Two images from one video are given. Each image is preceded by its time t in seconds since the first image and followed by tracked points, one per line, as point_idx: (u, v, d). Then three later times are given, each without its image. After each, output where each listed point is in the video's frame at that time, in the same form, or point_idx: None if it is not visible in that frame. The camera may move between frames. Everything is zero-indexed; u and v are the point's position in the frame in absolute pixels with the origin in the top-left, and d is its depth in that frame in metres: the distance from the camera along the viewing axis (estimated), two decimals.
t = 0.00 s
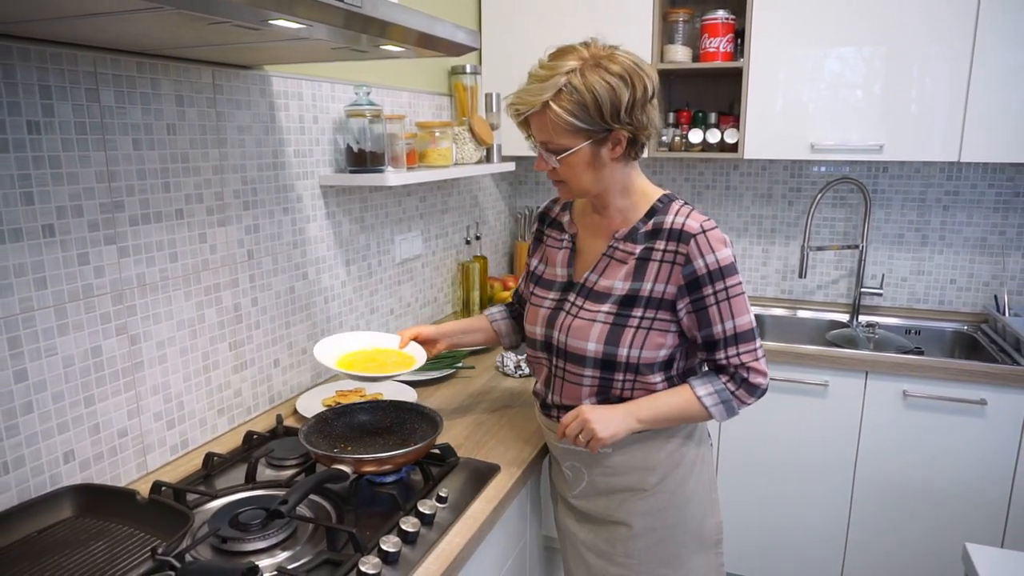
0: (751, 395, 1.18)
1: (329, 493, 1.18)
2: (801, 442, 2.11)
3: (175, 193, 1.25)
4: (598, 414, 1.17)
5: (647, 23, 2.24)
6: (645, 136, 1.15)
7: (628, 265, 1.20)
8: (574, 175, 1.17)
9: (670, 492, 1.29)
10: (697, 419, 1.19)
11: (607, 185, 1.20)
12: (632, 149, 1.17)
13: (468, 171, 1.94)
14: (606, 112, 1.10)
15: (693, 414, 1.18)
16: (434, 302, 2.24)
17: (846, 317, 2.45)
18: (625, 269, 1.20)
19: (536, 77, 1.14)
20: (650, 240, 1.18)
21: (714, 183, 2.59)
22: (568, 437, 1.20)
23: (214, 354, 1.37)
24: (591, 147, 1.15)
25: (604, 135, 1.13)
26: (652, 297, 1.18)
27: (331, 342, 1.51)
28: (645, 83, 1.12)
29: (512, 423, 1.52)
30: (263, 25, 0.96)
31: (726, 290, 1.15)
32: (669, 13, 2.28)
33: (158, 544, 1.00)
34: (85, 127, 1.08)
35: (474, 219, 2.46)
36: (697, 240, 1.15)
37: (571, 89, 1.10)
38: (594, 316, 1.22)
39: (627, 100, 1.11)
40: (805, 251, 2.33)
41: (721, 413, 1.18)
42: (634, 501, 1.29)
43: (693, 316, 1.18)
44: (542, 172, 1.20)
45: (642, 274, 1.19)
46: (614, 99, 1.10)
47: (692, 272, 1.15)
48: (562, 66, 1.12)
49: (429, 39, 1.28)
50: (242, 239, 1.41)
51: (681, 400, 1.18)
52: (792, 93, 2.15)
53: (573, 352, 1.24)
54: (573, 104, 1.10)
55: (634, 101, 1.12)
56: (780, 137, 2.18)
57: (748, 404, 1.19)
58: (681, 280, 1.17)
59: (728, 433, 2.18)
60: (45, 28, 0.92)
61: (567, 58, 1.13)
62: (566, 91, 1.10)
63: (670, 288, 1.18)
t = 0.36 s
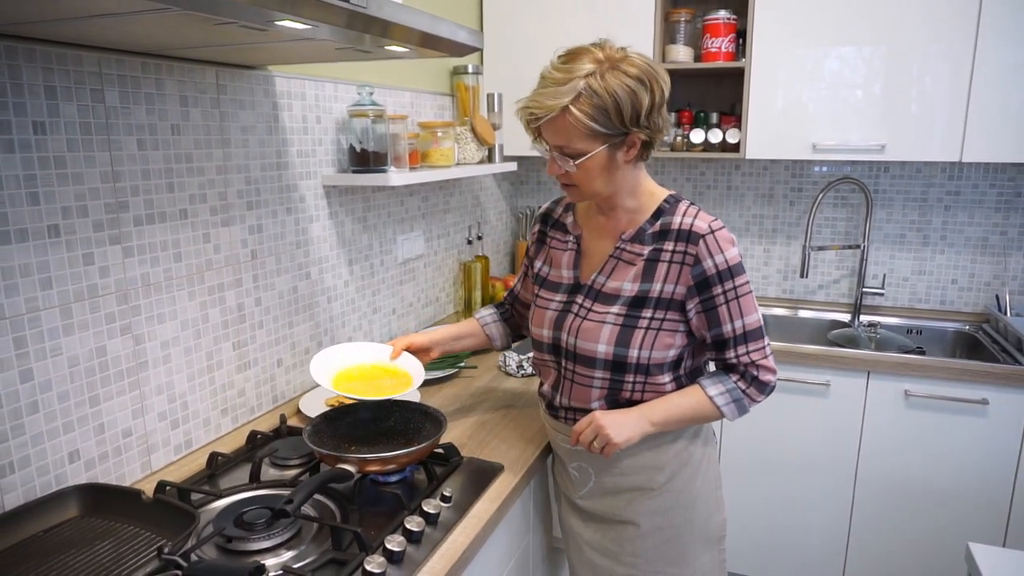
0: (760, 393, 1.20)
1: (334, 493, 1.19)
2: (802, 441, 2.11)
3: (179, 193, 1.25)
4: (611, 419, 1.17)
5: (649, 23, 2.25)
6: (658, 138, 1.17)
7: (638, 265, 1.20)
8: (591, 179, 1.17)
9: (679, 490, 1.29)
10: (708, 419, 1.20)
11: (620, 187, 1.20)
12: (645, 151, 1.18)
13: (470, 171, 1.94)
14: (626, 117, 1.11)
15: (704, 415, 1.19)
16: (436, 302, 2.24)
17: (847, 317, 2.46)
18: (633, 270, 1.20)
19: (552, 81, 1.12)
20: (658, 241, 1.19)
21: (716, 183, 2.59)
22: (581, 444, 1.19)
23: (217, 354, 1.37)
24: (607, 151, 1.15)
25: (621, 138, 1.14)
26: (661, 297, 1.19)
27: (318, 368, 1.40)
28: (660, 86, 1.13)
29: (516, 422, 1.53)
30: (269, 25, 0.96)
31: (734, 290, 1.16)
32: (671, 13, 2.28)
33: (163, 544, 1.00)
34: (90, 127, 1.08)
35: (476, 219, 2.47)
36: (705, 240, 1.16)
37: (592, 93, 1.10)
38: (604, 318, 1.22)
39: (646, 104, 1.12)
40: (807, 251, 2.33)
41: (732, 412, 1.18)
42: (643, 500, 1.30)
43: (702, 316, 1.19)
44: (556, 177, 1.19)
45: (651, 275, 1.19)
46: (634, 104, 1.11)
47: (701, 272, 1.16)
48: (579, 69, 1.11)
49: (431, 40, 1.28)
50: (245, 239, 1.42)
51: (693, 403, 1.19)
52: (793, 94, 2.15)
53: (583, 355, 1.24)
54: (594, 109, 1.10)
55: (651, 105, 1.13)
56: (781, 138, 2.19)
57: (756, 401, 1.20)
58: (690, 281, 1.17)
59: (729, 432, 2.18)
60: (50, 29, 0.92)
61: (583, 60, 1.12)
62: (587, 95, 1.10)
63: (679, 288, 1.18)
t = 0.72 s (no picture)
0: (765, 394, 1.20)
1: (338, 492, 1.19)
2: (804, 441, 2.11)
3: (184, 193, 1.25)
4: (619, 421, 1.17)
5: (651, 23, 2.25)
6: (670, 142, 1.18)
7: (647, 267, 1.21)
8: (604, 183, 1.17)
9: (684, 489, 1.29)
10: (715, 421, 1.20)
11: (632, 191, 1.20)
12: (658, 155, 1.19)
13: (472, 170, 1.95)
14: (642, 121, 1.12)
15: (711, 416, 1.19)
16: (438, 301, 2.24)
17: (849, 317, 2.46)
18: (642, 271, 1.21)
19: (567, 85, 1.11)
20: (668, 243, 1.20)
21: (717, 183, 2.60)
22: (590, 446, 1.20)
23: (222, 353, 1.37)
24: (622, 155, 1.15)
25: (636, 143, 1.14)
26: (670, 299, 1.19)
27: (324, 384, 1.34)
28: (675, 90, 1.14)
29: (519, 421, 1.53)
30: (275, 25, 0.96)
31: (742, 292, 1.17)
32: (673, 13, 2.29)
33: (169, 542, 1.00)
34: (96, 126, 1.08)
35: (478, 218, 2.47)
36: (715, 242, 1.17)
37: (609, 98, 1.10)
38: (612, 318, 1.22)
39: (661, 108, 1.12)
40: (809, 251, 2.33)
41: (739, 413, 1.19)
42: (649, 499, 1.30)
43: (710, 317, 1.20)
44: (569, 180, 1.18)
45: (660, 276, 1.20)
46: (650, 108, 1.11)
47: (710, 274, 1.17)
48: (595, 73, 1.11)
49: (435, 39, 1.28)
50: (249, 238, 1.42)
51: (701, 404, 1.19)
52: (795, 94, 2.16)
53: (591, 355, 1.25)
54: (611, 113, 1.10)
55: (666, 109, 1.14)
56: (783, 138, 2.19)
57: (761, 403, 1.21)
58: (699, 282, 1.18)
59: (731, 432, 2.19)
60: (56, 28, 0.93)
61: (598, 64, 1.12)
62: (604, 100, 1.10)
63: (687, 290, 1.19)
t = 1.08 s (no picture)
0: (768, 398, 1.21)
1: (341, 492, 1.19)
2: (805, 440, 2.12)
3: (187, 193, 1.25)
4: (622, 423, 1.17)
5: (653, 23, 2.25)
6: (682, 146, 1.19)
7: (654, 268, 1.21)
8: (617, 185, 1.17)
9: (686, 489, 1.30)
10: (717, 423, 1.21)
11: (642, 193, 1.21)
12: (669, 157, 1.20)
13: (474, 170, 1.95)
14: (658, 125, 1.12)
15: (714, 419, 1.20)
16: (440, 301, 2.24)
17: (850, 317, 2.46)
18: (649, 272, 1.21)
19: (584, 87, 1.11)
20: (675, 245, 1.20)
21: (718, 183, 2.60)
22: (592, 447, 1.20)
23: (225, 353, 1.37)
24: (635, 158, 1.15)
25: (650, 146, 1.15)
26: (676, 301, 1.19)
27: (325, 385, 1.34)
28: (690, 93, 1.14)
29: (521, 421, 1.53)
30: (279, 25, 0.96)
31: (748, 296, 1.17)
32: (674, 14, 2.29)
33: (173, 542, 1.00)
34: (99, 127, 1.08)
35: (479, 218, 2.47)
36: (722, 245, 1.17)
37: (627, 100, 1.09)
38: (618, 319, 1.22)
39: (677, 112, 1.13)
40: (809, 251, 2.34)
41: (742, 417, 1.19)
42: (651, 499, 1.30)
43: (715, 320, 1.20)
44: (582, 181, 1.18)
45: (667, 278, 1.20)
46: (666, 112, 1.11)
47: (717, 276, 1.17)
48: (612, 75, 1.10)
49: (438, 39, 1.28)
50: (252, 239, 1.42)
51: (704, 407, 1.19)
52: (796, 94, 2.16)
53: (596, 355, 1.25)
54: (628, 116, 1.10)
55: (681, 113, 1.14)
56: (784, 138, 2.19)
57: (764, 407, 1.21)
58: (705, 285, 1.18)
59: (732, 432, 2.19)
60: (59, 28, 0.92)
61: (614, 65, 1.11)
62: (621, 102, 1.10)
63: (693, 292, 1.19)
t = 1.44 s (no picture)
0: (768, 402, 1.21)
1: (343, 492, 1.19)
2: (806, 440, 2.12)
3: (188, 193, 1.25)
4: (622, 423, 1.17)
5: (653, 23, 2.25)
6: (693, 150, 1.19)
7: (659, 269, 1.21)
8: (630, 186, 1.17)
9: (687, 489, 1.30)
10: (719, 425, 1.21)
11: (652, 194, 1.21)
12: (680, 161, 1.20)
13: (475, 170, 1.95)
14: (675, 128, 1.12)
15: (715, 421, 1.20)
16: (440, 301, 2.24)
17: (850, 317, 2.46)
18: (654, 273, 1.21)
19: (604, 87, 1.10)
20: (680, 247, 1.20)
21: (719, 183, 2.60)
22: (593, 446, 1.20)
23: (226, 353, 1.37)
24: (650, 160, 1.15)
25: (665, 149, 1.15)
26: (680, 302, 1.19)
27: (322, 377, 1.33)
28: (706, 98, 1.15)
29: (522, 421, 1.53)
30: (280, 25, 0.96)
31: (753, 299, 1.17)
32: (674, 14, 2.29)
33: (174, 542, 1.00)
34: (100, 127, 1.08)
35: (479, 218, 2.47)
36: (728, 248, 1.17)
37: (647, 103, 1.09)
38: (622, 319, 1.22)
39: (693, 117, 1.13)
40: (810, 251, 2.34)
41: (743, 419, 1.19)
42: (651, 500, 1.30)
43: (718, 322, 1.20)
44: (595, 180, 1.18)
45: (671, 279, 1.20)
46: (684, 116, 1.12)
47: (722, 279, 1.17)
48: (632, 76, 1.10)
49: (438, 39, 1.28)
50: (253, 239, 1.42)
51: (705, 408, 1.19)
52: (796, 94, 2.16)
53: (599, 354, 1.25)
54: (647, 119, 1.10)
55: (697, 118, 1.15)
56: (784, 138, 2.19)
57: (764, 411, 1.22)
58: (710, 287, 1.18)
59: (733, 432, 2.19)
60: (59, 28, 0.92)
61: (634, 66, 1.11)
62: (642, 104, 1.09)
63: (698, 294, 1.19)
